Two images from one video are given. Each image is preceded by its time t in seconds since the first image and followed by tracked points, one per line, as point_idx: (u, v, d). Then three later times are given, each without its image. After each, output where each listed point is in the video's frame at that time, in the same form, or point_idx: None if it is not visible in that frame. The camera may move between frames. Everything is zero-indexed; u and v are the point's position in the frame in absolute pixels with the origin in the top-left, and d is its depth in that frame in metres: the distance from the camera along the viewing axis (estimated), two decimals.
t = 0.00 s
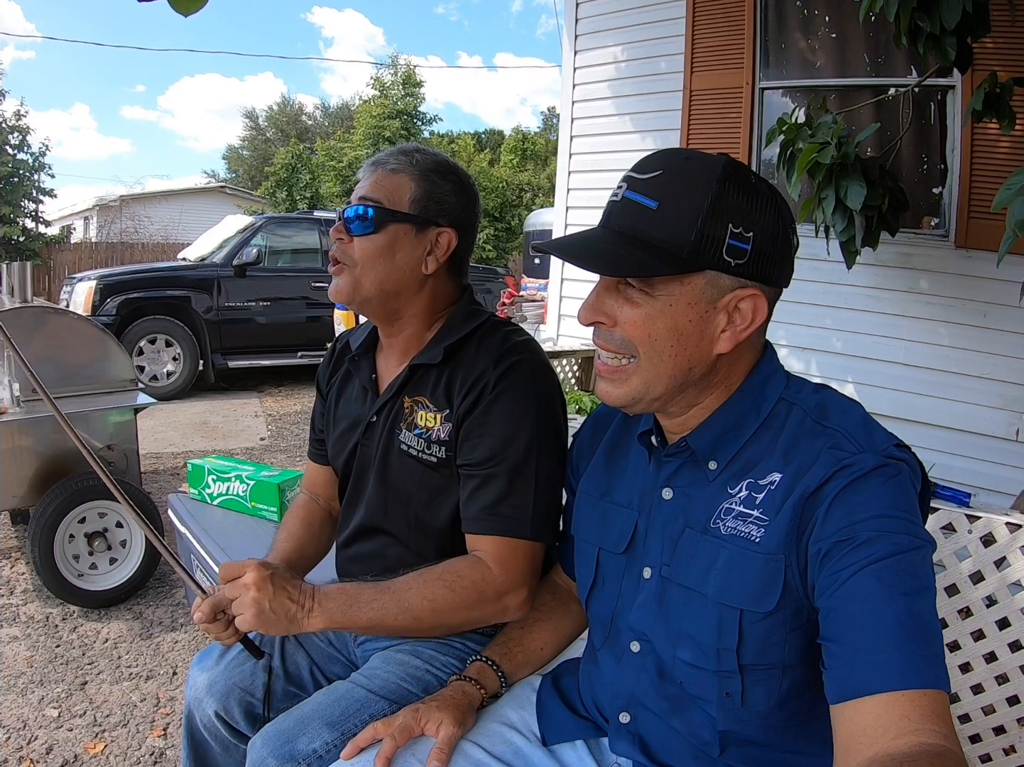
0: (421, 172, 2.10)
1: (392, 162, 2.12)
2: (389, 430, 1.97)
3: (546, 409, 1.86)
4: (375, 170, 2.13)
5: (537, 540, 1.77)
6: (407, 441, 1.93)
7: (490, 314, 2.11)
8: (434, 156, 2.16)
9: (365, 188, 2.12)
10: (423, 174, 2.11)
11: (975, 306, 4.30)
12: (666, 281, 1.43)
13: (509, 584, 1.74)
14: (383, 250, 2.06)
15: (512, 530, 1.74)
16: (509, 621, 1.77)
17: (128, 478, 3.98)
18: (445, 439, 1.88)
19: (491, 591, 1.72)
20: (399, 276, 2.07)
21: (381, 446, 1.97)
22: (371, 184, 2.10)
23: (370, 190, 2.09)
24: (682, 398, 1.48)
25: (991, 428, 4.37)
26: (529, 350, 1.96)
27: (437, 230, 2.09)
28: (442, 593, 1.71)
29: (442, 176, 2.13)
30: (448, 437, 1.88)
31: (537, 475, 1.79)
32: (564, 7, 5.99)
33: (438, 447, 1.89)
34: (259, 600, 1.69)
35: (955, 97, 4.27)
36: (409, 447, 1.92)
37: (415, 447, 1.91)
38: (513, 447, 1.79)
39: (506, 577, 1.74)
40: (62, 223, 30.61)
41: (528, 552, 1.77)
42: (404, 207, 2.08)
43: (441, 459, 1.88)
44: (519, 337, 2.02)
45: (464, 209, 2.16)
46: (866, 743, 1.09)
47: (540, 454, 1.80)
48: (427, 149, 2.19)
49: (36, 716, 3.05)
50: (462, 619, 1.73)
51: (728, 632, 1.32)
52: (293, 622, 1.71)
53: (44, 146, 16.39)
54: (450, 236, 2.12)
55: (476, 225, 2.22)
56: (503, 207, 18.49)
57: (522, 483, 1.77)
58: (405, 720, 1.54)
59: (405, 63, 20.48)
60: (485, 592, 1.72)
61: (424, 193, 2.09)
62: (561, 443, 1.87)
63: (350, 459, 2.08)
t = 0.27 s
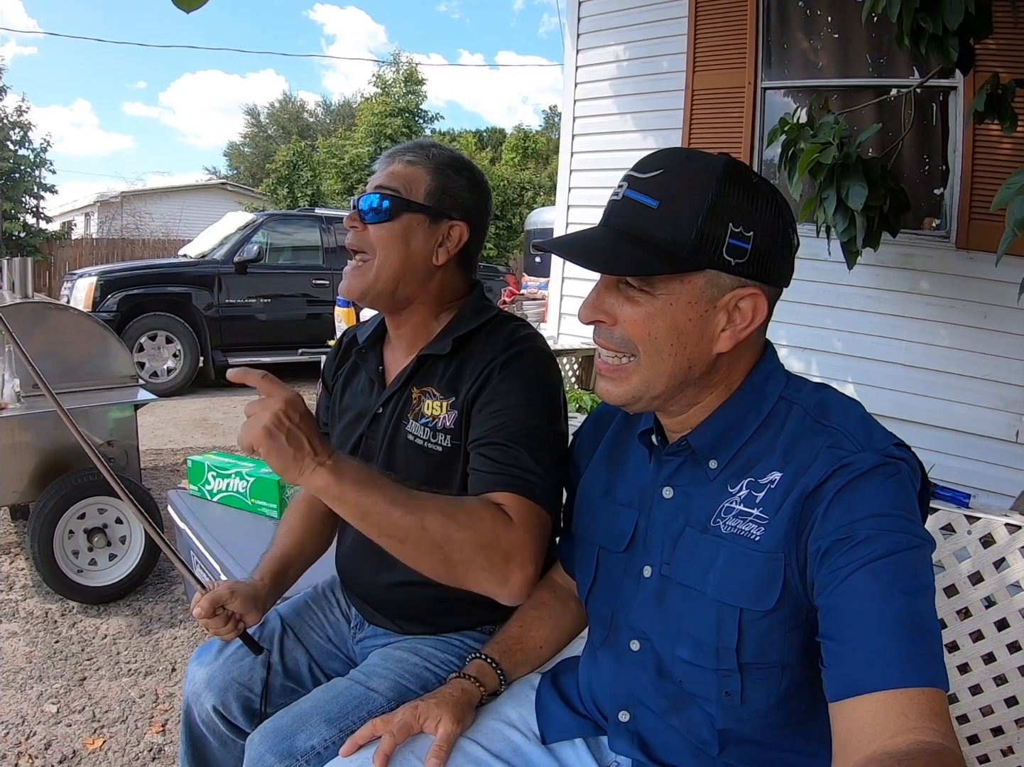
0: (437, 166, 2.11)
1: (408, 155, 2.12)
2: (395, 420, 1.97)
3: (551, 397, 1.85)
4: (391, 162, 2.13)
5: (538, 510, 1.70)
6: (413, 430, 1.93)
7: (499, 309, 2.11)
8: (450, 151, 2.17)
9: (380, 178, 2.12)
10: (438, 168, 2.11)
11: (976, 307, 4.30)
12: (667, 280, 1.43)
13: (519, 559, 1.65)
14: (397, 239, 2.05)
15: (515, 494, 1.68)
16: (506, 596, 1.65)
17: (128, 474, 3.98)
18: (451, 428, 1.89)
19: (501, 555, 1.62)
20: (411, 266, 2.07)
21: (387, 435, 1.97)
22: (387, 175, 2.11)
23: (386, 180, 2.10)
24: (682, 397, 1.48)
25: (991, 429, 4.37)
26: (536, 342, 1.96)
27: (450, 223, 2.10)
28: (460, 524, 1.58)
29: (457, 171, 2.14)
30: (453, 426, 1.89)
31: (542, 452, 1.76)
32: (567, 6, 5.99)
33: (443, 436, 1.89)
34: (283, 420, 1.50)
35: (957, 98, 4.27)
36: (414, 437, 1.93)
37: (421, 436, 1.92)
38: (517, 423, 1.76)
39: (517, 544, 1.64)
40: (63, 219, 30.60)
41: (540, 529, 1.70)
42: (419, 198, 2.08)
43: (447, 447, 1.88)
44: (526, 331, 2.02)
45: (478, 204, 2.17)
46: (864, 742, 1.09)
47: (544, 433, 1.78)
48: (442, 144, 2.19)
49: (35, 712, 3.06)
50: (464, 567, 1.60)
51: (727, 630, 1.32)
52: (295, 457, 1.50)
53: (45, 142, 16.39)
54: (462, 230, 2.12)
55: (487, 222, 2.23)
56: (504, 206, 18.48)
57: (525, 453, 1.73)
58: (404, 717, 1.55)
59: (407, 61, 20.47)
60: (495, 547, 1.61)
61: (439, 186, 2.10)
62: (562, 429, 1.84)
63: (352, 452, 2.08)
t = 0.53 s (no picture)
0: (433, 160, 2.10)
1: (404, 149, 2.10)
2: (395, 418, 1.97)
3: (549, 392, 1.85)
4: (386, 157, 2.11)
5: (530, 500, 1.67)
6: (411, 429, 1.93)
7: (498, 306, 2.11)
8: (445, 145, 2.15)
9: (376, 174, 2.10)
10: (434, 163, 2.10)
11: (976, 307, 4.30)
12: (671, 277, 1.42)
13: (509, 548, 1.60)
14: (394, 236, 2.03)
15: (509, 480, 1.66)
16: (477, 578, 1.57)
17: (127, 471, 3.97)
18: (450, 425, 1.89)
19: (490, 537, 1.57)
20: (408, 262, 2.05)
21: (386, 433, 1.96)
22: (383, 171, 2.09)
23: (381, 176, 2.08)
24: (688, 395, 1.48)
25: (990, 430, 4.37)
26: (537, 341, 1.96)
27: (447, 218, 2.08)
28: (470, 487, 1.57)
29: (453, 166, 2.13)
30: (453, 423, 1.88)
31: (536, 444, 1.75)
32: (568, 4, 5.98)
33: (442, 433, 1.88)
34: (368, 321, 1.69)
35: (958, 98, 4.26)
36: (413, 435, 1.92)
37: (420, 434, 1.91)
38: (514, 414, 1.76)
39: (508, 533, 1.60)
40: (62, 215, 30.57)
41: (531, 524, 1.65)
42: (416, 193, 2.06)
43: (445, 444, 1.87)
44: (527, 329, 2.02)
45: (474, 200, 2.16)
46: (866, 741, 1.09)
47: (539, 427, 1.77)
48: (437, 138, 2.17)
49: (32, 709, 3.05)
50: (453, 531, 1.56)
51: (729, 628, 1.31)
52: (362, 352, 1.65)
53: (44, 139, 16.37)
54: (459, 225, 2.11)
55: (485, 216, 2.22)
56: (504, 204, 18.47)
57: (518, 442, 1.72)
58: (404, 715, 1.54)
59: (408, 59, 20.45)
60: (487, 528, 1.57)
61: (435, 181, 2.08)
62: (559, 427, 1.83)
63: (351, 450, 2.08)
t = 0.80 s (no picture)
0: (422, 162, 2.09)
1: (392, 152, 2.10)
2: (387, 423, 1.98)
3: (537, 398, 1.84)
4: (374, 160, 2.11)
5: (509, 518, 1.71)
6: (403, 434, 1.94)
7: (490, 308, 2.11)
8: (433, 145, 2.15)
9: (364, 177, 2.11)
10: (423, 165, 2.10)
11: (975, 308, 4.30)
12: (670, 276, 1.42)
13: (494, 567, 1.67)
14: (382, 241, 2.02)
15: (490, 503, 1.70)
16: (466, 599, 1.66)
17: (125, 470, 3.97)
18: (439, 430, 1.89)
19: (472, 562, 1.64)
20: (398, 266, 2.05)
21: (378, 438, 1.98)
22: (371, 174, 2.09)
23: (369, 179, 2.08)
24: (689, 393, 1.48)
25: (989, 430, 4.37)
26: (530, 344, 1.95)
27: (437, 221, 2.08)
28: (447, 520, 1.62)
29: (443, 167, 2.13)
30: (442, 430, 1.89)
31: (521, 456, 1.76)
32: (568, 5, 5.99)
33: (432, 438, 1.90)
34: (332, 355, 1.64)
35: (957, 99, 4.27)
36: (404, 440, 1.94)
37: (411, 439, 1.93)
38: (498, 427, 1.76)
39: (491, 556, 1.66)
40: (61, 215, 30.55)
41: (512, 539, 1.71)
42: (404, 197, 2.06)
43: (435, 450, 1.89)
44: (519, 330, 2.00)
45: (464, 200, 2.16)
46: (864, 737, 1.09)
47: (525, 437, 1.78)
48: (426, 139, 2.17)
49: (30, 708, 3.05)
50: (436, 559, 1.62)
51: (728, 625, 1.31)
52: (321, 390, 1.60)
53: (43, 139, 16.36)
54: (449, 227, 2.11)
55: (476, 216, 2.22)
56: (503, 205, 18.47)
57: (502, 458, 1.73)
58: (402, 712, 1.54)
59: (407, 59, 20.46)
60: (468, 556, 1.63)
61: (424, 183, 2.08)
62: (548, 431, 1.83)
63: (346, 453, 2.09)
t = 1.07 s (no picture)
0: (415, 166, 2.10)
1: (386, 157, 2.11)
2: (384, 427, 1.98)
3: (537, 399, 1.85)
4: (368, 165, 2.12)
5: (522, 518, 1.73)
6: (402, 438, 1.94)
7: (487, 310, 2.11)
8: (426, 149, 2.15)
9: (358, 181, 2.12)
10: (416, 169, 2.10)
11: (973, 309, 4.31)
12: (670, 279, 1.42)
13: (503, 567, 1.68)
14: (377, 246, 2.05)
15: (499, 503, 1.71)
16: (494, 605, 1.70)
17: (125, 471, 3.97)
18: (440, 435, 1.89)
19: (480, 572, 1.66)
20: (394, 271, 2.06)
21: (377, 443, 1.98)
22: (364, 179, 2.10)
23: (363, 184, 2.09)
24: (689, 395, 1.48)
25: (987, 431, 4.38)
26: (527, 346, 1.96)
27: (431, 225, 2.09)
28: (432, 554, 1.62)
29: (436, 171, 2.13)
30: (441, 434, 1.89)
31: (527, 457, 1.78)
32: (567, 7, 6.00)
33: (432, 443, 1.90)
34: (232, 503, 1.57)
35: (955, 100, 4.28)
36: (404, 445, 1.93)
37: (410, 444, 1.92)
38: (503, 428, 1.77)
39: (496, 558, 1.67)
40: (60, 216, 30.54)
41: (524, 535, 1.73)
42: (398, 201, 2.07)
43: (435, 455, 1.89)
44: (515, 333, 2.01)
45: (458, 204, 2.16)
46: (861, 737, 1.09)
47: (529, 437, 1.79)
48: (419, 144, 2.18)
49: (29, 708, 3.04)
50: (445, 594, 1.65)
51: (725, 626, 1.32)
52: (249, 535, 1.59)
53: (42, 139, 16.37)
54: (444, 231, 2.12)
55: (470, 218, 2.23)
56: (502, 206, 18.48)
57: (510, 459, 1.75)
58: (400, 713, 1.54)
59: (406, 61, 20.47)
60: (474, 566, 1.64)
61: (418, 187, 2.09)
62: (548, 434, 1.85)
63: (345, 455, 2.09)
